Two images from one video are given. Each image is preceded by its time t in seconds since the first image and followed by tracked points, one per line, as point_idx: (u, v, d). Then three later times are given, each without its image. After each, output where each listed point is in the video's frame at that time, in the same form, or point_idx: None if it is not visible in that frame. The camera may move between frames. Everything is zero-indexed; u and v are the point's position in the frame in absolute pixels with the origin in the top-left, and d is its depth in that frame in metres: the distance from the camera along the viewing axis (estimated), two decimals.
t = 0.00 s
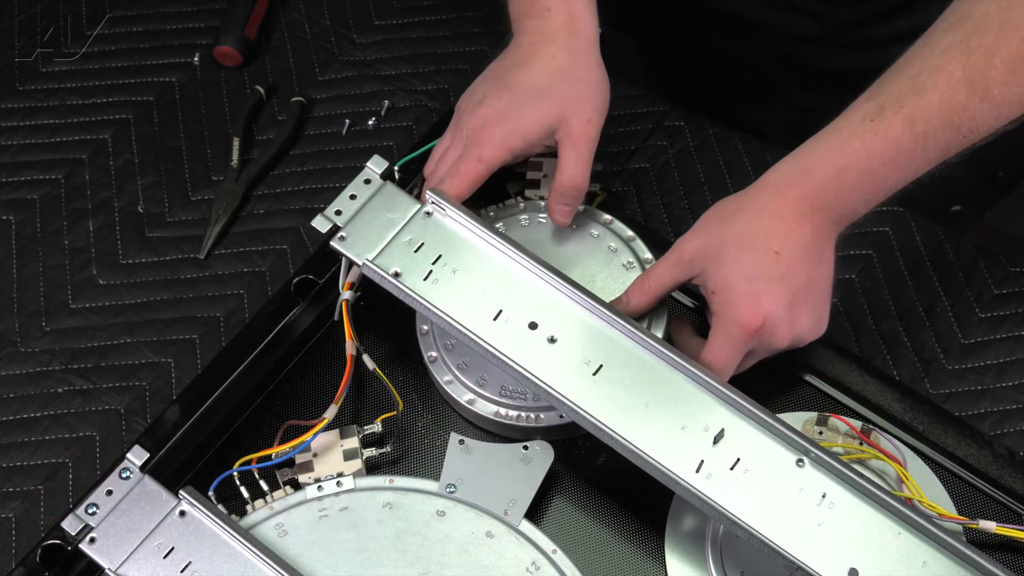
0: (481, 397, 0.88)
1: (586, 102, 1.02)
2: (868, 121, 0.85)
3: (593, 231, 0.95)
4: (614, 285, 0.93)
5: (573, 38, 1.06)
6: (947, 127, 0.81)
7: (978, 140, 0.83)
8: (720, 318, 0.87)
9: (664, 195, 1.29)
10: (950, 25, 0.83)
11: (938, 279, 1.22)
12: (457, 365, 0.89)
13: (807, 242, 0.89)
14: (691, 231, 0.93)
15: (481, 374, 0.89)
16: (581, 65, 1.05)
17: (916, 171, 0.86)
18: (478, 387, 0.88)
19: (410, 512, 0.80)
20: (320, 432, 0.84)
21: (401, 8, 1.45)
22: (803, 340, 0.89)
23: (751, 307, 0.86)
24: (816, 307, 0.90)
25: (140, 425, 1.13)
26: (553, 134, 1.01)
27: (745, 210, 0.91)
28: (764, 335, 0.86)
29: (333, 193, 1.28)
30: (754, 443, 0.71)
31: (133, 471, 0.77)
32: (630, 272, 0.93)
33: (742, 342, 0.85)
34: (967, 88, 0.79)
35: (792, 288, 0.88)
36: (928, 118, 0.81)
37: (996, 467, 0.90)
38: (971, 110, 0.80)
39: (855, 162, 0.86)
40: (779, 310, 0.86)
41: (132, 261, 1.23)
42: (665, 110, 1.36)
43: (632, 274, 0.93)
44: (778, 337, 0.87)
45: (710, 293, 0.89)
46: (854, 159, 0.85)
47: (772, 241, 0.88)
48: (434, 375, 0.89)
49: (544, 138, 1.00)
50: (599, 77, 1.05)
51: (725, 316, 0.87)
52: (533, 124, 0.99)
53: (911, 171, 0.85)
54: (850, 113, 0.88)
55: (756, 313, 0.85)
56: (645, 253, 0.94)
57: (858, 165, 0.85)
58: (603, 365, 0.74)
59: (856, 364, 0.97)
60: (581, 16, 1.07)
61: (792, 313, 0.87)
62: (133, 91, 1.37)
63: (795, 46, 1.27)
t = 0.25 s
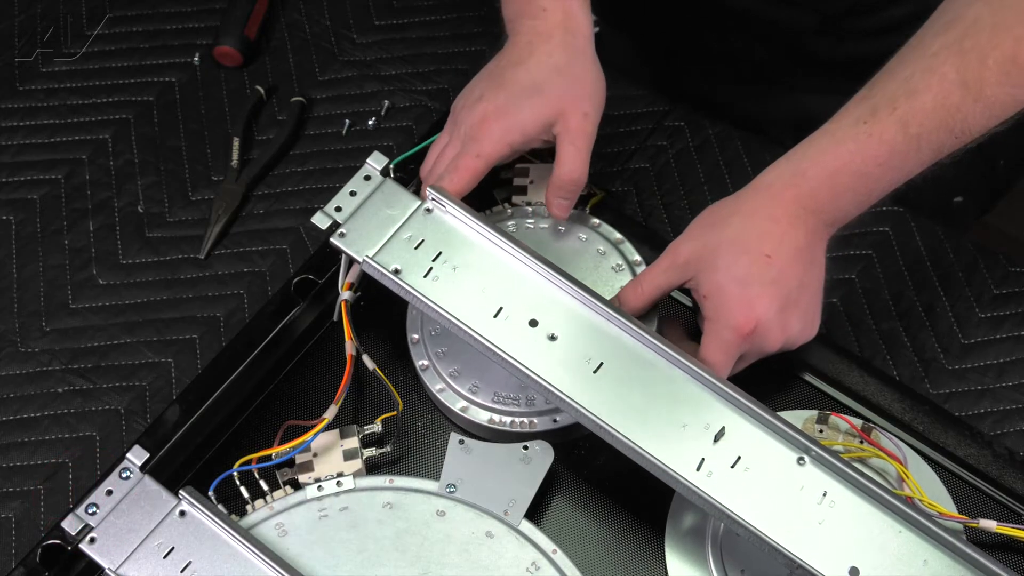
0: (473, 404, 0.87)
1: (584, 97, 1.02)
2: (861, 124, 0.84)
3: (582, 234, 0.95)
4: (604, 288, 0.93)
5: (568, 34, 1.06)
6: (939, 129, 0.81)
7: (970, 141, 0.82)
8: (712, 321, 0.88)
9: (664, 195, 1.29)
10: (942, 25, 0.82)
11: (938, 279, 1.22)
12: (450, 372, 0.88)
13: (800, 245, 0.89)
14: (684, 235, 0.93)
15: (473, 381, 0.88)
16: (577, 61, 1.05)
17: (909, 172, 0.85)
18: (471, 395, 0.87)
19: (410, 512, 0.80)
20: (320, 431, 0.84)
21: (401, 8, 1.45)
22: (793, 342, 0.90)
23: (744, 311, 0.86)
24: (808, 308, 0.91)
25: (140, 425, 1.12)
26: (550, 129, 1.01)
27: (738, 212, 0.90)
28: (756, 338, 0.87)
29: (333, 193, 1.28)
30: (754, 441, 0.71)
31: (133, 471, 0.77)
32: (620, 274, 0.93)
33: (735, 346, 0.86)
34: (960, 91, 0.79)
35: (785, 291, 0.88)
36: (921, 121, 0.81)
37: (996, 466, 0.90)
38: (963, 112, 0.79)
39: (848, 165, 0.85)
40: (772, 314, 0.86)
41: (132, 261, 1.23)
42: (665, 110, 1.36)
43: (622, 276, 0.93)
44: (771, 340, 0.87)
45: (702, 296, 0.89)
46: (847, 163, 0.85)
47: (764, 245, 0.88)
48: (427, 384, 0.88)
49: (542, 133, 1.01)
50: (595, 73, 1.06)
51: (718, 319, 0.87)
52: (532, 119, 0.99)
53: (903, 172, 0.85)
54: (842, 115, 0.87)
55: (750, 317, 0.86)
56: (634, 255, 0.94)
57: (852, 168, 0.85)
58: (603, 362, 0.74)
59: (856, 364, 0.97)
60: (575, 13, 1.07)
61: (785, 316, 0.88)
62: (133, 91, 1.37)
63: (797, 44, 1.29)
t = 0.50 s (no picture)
0: (475, 412, 0.87)
1: (576, 89, 1.02)
2: (856, 124, 0.85)
3: (574, 240, 0.95)
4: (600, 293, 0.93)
5: (559, 29, 1.05)
6: (933, 127, 0.82)
7: (962, 137, 0.84)
8: (711, 322, 0.88)
9: (664, 195, 1.29)
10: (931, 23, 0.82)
11: (938, 279, 1.22)
12: (450, 381, 0.88)
13: (797, 247, 0.89)
14: (682, 238, 0.93)
15: (473, 389, 0.88)
16: (568, 54, 1.04)
17: (903, 171, 0.86)
18: (472, 402, 0.87)
19: (410, 512, 0.80)
20: (320, 432, 0.84)
21: (401, 8, 1.45)
22: (792, 343, 0.90)
23: (743, 312, 0.86)
24: (807, 309, 0.90)
25: (140, 425, 1.12)
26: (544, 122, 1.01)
27: (734, 215, 0.90)
28: (755, 339, 0.86)
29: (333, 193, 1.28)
30: (755, 442, 0.71)
31: (133, 471, 0.77)
32: (614, 278, 0.93)
33: (735, 346, 0.86)
34: (953, 89, 0.79)
35: (783, 292, 0.88)
36: (915, 121, 0.82)
37: (995, 466, 0.90)
38: (957, 110, 0.80)
39: (845, 166, 0.85)
40: (772, 314, 0.86)
41: (132, 261, 1.23)
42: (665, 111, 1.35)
43: (616, 279, 0.93)
44: (770, 340, 0.87)
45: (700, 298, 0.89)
46: (844, 164, 0.85)
47: (762, 246, 0.88)
48: (427, 394, 0.88)
49: (535, 126, 1.00)
50: (586, 65, 1.05)
51: (717, 320, 0.87)
52: (525, 112, 0.99)
53: (897, 171, 0.86)
54: (836, 116, 0.88)
55: (749, 318, 0.86)
56: (627, 258, 0.94)
57: (849, 168, 0.85)
58: (603, 363, 0.74)
59: (856, 364, 0.97)
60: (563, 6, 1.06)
61: (784, 316, 0.87)
62: (133, 91, 1.37)
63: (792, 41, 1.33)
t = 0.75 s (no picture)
0: (475, 417, 0.87)
1: (579, 89, 1.01)
2: (870, 140, 0.85)
3: (575, 244, 0.95)
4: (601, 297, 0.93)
5: (563, 32, 1.05)
6: (948, 152, 0.82)
7: (971, 164, 0.85)
8: (711, 328, 0.87)
9: (664, 195, 1.29)
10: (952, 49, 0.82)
11: (938, 279, 1.22)
12: (450, 385, 0.88)
13: (800, 256, 0.89)
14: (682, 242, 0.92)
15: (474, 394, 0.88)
16: (572, 56, 1.04)
17: (910, 191, 0.87)
18: (473, 407, 0.87)
19: (411, 512, 0.80)
20: (320, 431, 0.84)
21: (401, 8, 1.45)
22: (793, 351, 0.89)
23: (743, 319, 0.86)
24: (808, 318, 0.90)
25: (140, 425, 1.12)
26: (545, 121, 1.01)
27: (737, 220, 0.90)
28: (756, 347, 0.86)
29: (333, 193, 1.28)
30: (754, 441, 0.71)
31: (133, 471, 0.77)
32: (615, 283, 0.93)
33: (735, 354, 0.85)
34: (971, 115, 0.80)
35: (785, 301, 0.88)
36: (930, 143, 0.82)
37: (995, 466, 0.90)
38: (972, 136, 0.81)
39: (854, 180, 0.86)
40: (772, 322, 0.86)
41: (132, 262, 1.23)
42: (666, 111, 1.36)
43: (617, 285, 0.93)
44: (770, 349, 0.86)
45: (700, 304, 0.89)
46: (853, 177, 0.85)
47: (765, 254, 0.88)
48: (427, 398, 0.88)
49: (536, 125, 1.00)
50: (590, 66, 1.05)
51: (717, 326, 0.86)
52: (526, 111, 0.98)
53: (905, 191, 0.86)
54: (848, 130, 0.88)
55: (749, 325, 0.85)
56: (629, 264, 0.94)
57: (859, 182, 0.85)
58: (604, 362, 0.74)
59: (856, 364, 0.97)
60: (568, 9, 1.06)
61: (785, 326, 0.87)
62: (133, 91, 1.37)
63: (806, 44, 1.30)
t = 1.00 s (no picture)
0: (473, 426, 0.86)
1: (583, 95, 1.01)
2: (871, 149, 0.84)
3: (569, 248, 0.95)
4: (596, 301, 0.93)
5: (569, 40, 1.06)
6: (948, 168, 0.81)
7: (972, 182, 0.84)
8: (707, 331, 0.87)
9: (664, 195, 1.29)
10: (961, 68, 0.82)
11: (938, 279, 1.22)
12: (448, 394, 0.87)
13: (796, 261, 0.89)
14: (680, 246, 0.93)
15: (472, 402, 0.87)
16: (578, 63, 1.04)
17: (908, 203, 0.86)
18: (471, 415, 0.87)
19: (411, 512, 0.80)
20: (320, 432, 0.84)
21: (401, 8, 1.45)
22: (793, 354, 0.88)
23: (739, 321, 0.85)
24: (805, 323, 0.89)
25: (140, 425, 1.12)
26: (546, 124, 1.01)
27: (736, 223, 0.91)
28: (753, 350, 0.85)
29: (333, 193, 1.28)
30: (755, 441, 0.71)
31: (133, 471, 0.77)
32: (610, 287, 0.93)
33: (732, 356, 0.85)
34: (973, 132, 0.79)
35: (781, 305, 0.87)
36: (929, 156, 0.81)
37: (995, 466, 0.90)
38: (973, 153, 0.80)
39: (852, 187, 0.85)
40: (768, 326, 0.85)
41: (132, 261, 1.23)
42: (665, 111, 1.36)
43: (612, 288, 0.93)
44: (766, 353, 0.86)
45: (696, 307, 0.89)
46: (851, 184, 0.85)
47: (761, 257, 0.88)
48: (424, 408, 0.87)
49: (537, 127, 1.00)
50: (595, 76, 1.05)
51: (715, 329, 0.86)
52: (528, 114, 0.98)
53: (904, 202, 0.86)
54: (851, 138, 0.87)
55: (745, 327, 0.85)
56: (624, 267, 0.94)
57: (858, 190, 0.85)
58: (604, 362, 0.74)
59: (856, 364, 0.97)
60: (577, 18, 1.06)
61: (781, 330, 0.86)
62: (133, 91, 1.37)
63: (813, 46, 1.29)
